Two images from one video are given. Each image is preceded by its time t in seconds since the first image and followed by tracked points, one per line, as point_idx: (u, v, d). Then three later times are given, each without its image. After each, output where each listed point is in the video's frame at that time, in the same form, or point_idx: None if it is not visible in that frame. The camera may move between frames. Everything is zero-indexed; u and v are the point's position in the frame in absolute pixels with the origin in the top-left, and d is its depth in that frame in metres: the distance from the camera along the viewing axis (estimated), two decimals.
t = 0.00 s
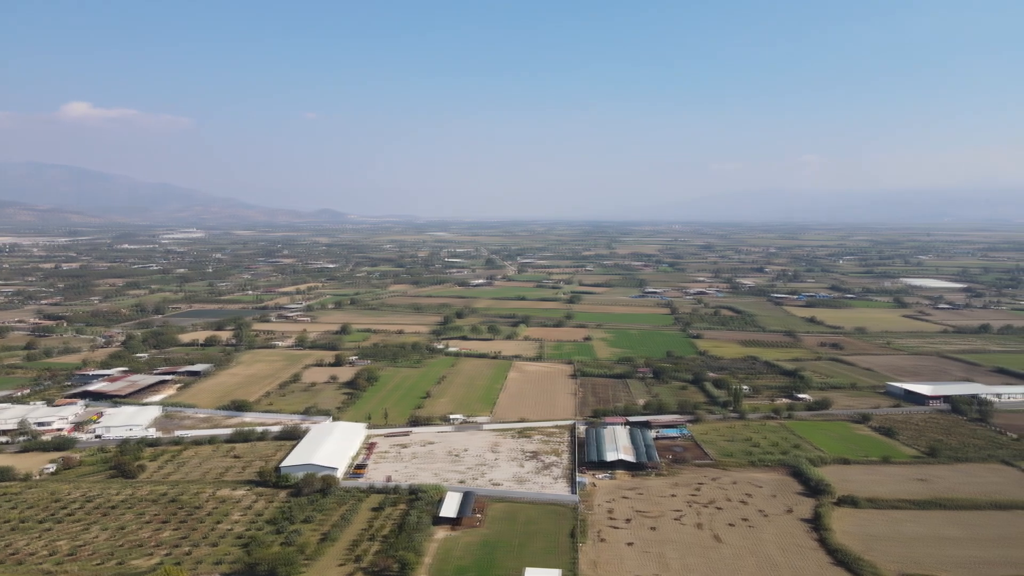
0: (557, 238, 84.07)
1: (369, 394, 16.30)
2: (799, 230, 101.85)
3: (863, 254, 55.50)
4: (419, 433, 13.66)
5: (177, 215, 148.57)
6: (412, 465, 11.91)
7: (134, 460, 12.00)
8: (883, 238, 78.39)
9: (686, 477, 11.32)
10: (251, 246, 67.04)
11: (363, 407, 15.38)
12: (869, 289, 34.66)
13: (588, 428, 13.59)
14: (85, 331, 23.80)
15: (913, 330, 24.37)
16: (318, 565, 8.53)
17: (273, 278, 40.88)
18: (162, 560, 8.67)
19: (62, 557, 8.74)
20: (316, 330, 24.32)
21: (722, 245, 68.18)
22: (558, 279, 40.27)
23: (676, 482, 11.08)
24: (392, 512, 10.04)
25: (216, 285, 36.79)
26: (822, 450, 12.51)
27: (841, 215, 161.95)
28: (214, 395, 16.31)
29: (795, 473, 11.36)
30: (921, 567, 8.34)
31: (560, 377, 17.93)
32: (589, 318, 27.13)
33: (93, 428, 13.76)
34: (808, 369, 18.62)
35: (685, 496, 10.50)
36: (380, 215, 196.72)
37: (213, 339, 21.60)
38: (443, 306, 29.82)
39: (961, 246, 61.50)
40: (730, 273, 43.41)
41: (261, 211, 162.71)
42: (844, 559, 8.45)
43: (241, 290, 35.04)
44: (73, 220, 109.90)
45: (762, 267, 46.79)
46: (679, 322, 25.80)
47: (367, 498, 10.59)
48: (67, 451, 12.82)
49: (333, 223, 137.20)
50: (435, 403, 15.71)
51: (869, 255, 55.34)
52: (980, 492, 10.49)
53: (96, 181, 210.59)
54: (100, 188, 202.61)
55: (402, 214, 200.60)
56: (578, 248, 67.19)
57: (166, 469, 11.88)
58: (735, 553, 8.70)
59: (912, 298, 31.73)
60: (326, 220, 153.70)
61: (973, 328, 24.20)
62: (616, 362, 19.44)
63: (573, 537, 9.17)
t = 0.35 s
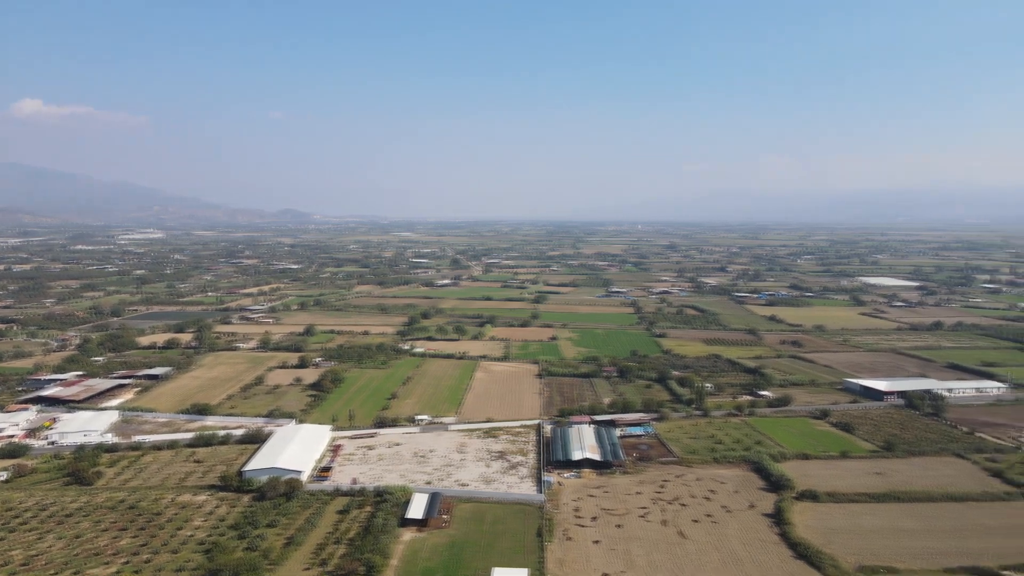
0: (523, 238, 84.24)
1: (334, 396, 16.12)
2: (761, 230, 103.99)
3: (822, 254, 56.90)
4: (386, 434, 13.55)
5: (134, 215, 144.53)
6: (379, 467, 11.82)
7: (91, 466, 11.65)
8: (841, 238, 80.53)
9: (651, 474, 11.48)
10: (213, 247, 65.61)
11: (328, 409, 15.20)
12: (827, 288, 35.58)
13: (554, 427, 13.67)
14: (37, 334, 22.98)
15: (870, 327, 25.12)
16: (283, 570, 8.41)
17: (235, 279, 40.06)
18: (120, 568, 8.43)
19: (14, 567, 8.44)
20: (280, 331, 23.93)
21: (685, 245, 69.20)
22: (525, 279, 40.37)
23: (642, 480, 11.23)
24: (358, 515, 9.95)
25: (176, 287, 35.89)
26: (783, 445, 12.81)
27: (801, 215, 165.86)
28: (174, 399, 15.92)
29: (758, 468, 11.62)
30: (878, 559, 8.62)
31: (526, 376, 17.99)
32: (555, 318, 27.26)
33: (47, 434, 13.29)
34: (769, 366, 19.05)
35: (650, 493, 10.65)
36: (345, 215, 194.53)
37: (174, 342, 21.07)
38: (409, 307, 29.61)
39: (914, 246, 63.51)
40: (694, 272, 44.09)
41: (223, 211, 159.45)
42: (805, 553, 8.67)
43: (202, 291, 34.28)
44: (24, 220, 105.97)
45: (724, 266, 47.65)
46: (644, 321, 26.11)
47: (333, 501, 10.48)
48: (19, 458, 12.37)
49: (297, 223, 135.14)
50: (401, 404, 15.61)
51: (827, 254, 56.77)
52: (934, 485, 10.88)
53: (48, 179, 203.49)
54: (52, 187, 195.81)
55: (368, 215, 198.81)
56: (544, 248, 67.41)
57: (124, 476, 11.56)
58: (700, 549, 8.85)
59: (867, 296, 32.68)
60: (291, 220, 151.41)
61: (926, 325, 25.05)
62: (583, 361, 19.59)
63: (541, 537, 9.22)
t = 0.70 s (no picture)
0: (490, 238, 84.20)
1: (298, 399, 15.89)
2: (724, 231, 105.95)
3: (783, 253, 58.23)
4: (352, 436, 13.42)
5: (89, 215, 140.23)
6: (344, 469, 11.70)
7: (45, 474, 11.27)
8: (800, 237, 82.51)
9: (617, 473, 11.61)
10: (173, 248, 63.95)
11: (292, 412, 14.98)
12: (788, 287, 36.45)
13: (521, 427, 13.72)
14: None
15: (828, 325, 25.82)
16: None
17: (196, 280, 39.15)
18: None
19: None
20: (243, 333, 23.48)
21: (650, 245, 70.12)
22: (491, 279, 40.40)
23: (608, 478, 11.36)
24: (324, 518, 9.84)
25: (134, 289, 34.87)
26: (745, 442, 13.09)
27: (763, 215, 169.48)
28: (133, 403, 15.50)
29: (721, 465, 11.85)
30: (837, 551, 8.88)
31: (493, 376, 18.00)
32: (522, 318, 27.34)
33: None
34: (732, 364, 19.44)
35: (616, 491, 10.78)
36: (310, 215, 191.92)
37: (132, 345, 20.51)
38: (375, 308, 29.36)
39: (869, 246, 65.49)
40: (659, 272, 44.72)
41: (183, 211, 155.82)
42: (768, 547, 8.89)
43: (161, 293, 33.42)
44: None
45: (688, 266, 48.46)
46: (609, 321, 26.38)
47: (298, 505, 10.34)
48: None
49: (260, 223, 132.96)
50: (367, 405, 15.48)
51: (788, 253, 58.12)
52: (890, 478, 11.25)
53: None
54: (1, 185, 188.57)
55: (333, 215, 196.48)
56: (511, 248, 67.54)
57: (81, 482, 11.22)
58: (666, 546, 9.00)
59: (825, 295, 33.59)
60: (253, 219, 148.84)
61: (882, 323, 25.85)
62: (549, 361, 19.71)
63: (508, 536, 9.25)
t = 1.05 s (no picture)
0: (456, 238, 84.02)
1: (262, 401, 15.62)
2: (687, 231, 107.71)
3: (743, 252, 59.49)
4: (316, 438, 13.26)
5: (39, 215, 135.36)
6: (309, 473, 11.54)
7: None
8: (761, 237, 84.41)
9: (583, 471, 11.72)
10: (129, 249, 62.10)
11: (255, 415, 14.71)
12: (749, 286, 37.26)
13: (487, 427, 13.75)
14: None
15: (788, 323, 26.49)
16: None
17: (153, 282, 38.14)
18: None
19: None
20: (203, 336, 22.97)
21: (615, 245, 70.85)
22: (458, 280, 40.33)
23: (574, 477, 11.46)
24: (288, 522, 9.69)
25: (89, 291, 33.82)
26: (708, 439, 13.35)
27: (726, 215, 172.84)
28: (89, 409, 15.01)
29: (685, 462, 12.06)
30: (797, 545, 9.11)
31: (460, 377, 17.98)
32: (488, 318, 27.36)
33: None
34: (695, 363, 19.79)
35: (582, 489, 10.88)
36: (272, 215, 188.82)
37: (87, 348, 19.87)
38: (340, 309, 29.05)
39: (826, 246, 67.33)
40: (624, 271, 45.25)
41: (139, 211, 151.72)
42: (731, 542, 9.08)
43: (118, 295, 32.49)
44: None
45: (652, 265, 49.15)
46: (575, 320, 26.60)
47: (261, 509, 10.16)
48: None
49: (220, 224, 130.48)
50: (332, 407, 15.30)
51: (748, 253, 59.41)
52: (847, 472, 11.60)
53: None
54: None
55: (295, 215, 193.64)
56: (477, 248, 67.50)
57: (34, 490, 10.84)
58: (631, 543, 9.12)
59: (785, 294, 34.42)
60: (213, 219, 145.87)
61: (839, 321, 26.62)
62: (515, 360, 19.79)
63: (474, 536, 9.26)
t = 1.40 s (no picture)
0: (422, 238, 83.59)
1: (224, 405, 15.29)
2: (652, 231, 109.18)
3: (706, 252, 60.56)
4: (280, 442, 13.05)
5: None
6: (273, 476, 11.36)
7: None
8: (724, 237, 86.03)
9: (550, 470, 11.79)
10: (83, 249, 60.10)
11: (217, 419, 14.40)
12: (712, 285, 37.96)
13: (454, 427, 13.72)
14: None
15: (750, 321, 27.06)
16: None
17: (110, 283, 37.03)
18: None
19: None
20: (163, 338, 22.40)
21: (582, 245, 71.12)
22: (424, 280, 40.11)
23: (541, 476, 11.52)
24: (252, 527, 9.52)
25: (41, 293, 32.65)
26: (672, 437, 13.57)
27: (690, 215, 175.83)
28: (42, 414, 14.49)
29: (650, 460, 12.23)
30: (759, 540, 9.32)
31: (427, 378, 17.90)
32: (454, 318, 27.30)
33: None
34: (659, 361, 20.08)
35: (549, 489, 10.94)
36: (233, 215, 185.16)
37: (40, 352, 19.19)
38: (304, 310, 28.62)
39: (786, 246, 68.93)
40: (589, 271, 45.64)
41: (94, 211, 147.19)
42: (695, 538, 9.24)
43: (72, 297, 31.45)
44: None
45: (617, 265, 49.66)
46: (540, 320, 26.72)
47: (223, 515, 9.96)
48: None
49: (180, 224, 127.50)
50: (296, 410, 15.07)
51: (711, 252, 60.51)
52: (807, 467, 11.91)
53: None
54: None
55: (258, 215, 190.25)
56: (443, 249, 67.22)
57: None
58: (598, 541, 9.21)
59: (747, 293, 35.14)
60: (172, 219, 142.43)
61: (799, 319, 27.30)
62: (481, 361, 19.80)
63: (442, 538, 9.24)
